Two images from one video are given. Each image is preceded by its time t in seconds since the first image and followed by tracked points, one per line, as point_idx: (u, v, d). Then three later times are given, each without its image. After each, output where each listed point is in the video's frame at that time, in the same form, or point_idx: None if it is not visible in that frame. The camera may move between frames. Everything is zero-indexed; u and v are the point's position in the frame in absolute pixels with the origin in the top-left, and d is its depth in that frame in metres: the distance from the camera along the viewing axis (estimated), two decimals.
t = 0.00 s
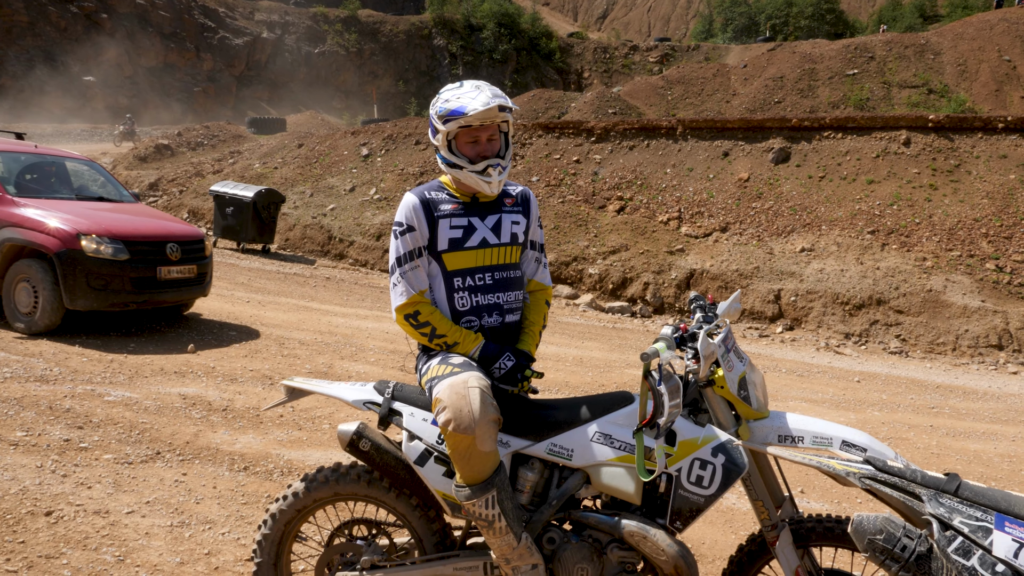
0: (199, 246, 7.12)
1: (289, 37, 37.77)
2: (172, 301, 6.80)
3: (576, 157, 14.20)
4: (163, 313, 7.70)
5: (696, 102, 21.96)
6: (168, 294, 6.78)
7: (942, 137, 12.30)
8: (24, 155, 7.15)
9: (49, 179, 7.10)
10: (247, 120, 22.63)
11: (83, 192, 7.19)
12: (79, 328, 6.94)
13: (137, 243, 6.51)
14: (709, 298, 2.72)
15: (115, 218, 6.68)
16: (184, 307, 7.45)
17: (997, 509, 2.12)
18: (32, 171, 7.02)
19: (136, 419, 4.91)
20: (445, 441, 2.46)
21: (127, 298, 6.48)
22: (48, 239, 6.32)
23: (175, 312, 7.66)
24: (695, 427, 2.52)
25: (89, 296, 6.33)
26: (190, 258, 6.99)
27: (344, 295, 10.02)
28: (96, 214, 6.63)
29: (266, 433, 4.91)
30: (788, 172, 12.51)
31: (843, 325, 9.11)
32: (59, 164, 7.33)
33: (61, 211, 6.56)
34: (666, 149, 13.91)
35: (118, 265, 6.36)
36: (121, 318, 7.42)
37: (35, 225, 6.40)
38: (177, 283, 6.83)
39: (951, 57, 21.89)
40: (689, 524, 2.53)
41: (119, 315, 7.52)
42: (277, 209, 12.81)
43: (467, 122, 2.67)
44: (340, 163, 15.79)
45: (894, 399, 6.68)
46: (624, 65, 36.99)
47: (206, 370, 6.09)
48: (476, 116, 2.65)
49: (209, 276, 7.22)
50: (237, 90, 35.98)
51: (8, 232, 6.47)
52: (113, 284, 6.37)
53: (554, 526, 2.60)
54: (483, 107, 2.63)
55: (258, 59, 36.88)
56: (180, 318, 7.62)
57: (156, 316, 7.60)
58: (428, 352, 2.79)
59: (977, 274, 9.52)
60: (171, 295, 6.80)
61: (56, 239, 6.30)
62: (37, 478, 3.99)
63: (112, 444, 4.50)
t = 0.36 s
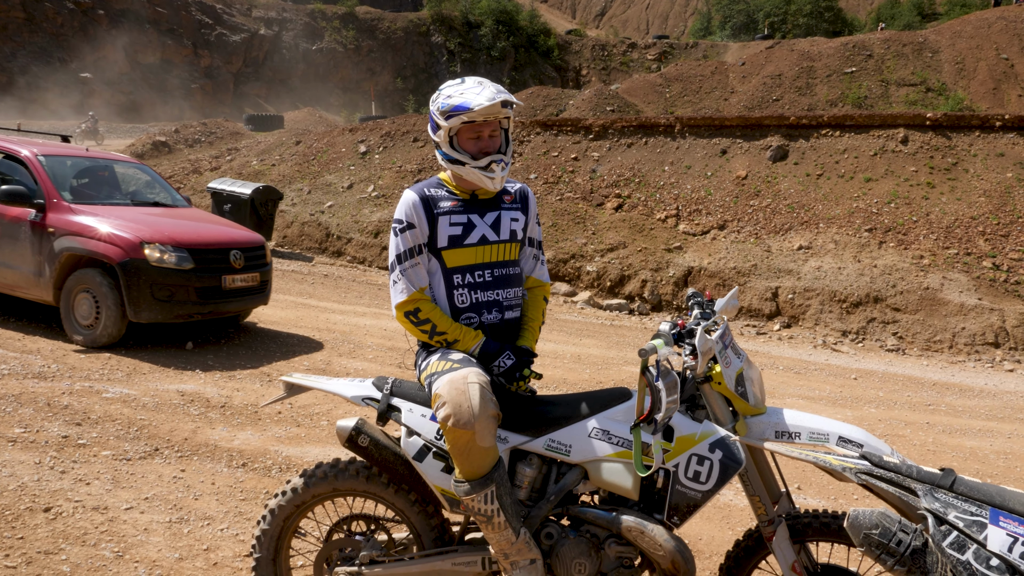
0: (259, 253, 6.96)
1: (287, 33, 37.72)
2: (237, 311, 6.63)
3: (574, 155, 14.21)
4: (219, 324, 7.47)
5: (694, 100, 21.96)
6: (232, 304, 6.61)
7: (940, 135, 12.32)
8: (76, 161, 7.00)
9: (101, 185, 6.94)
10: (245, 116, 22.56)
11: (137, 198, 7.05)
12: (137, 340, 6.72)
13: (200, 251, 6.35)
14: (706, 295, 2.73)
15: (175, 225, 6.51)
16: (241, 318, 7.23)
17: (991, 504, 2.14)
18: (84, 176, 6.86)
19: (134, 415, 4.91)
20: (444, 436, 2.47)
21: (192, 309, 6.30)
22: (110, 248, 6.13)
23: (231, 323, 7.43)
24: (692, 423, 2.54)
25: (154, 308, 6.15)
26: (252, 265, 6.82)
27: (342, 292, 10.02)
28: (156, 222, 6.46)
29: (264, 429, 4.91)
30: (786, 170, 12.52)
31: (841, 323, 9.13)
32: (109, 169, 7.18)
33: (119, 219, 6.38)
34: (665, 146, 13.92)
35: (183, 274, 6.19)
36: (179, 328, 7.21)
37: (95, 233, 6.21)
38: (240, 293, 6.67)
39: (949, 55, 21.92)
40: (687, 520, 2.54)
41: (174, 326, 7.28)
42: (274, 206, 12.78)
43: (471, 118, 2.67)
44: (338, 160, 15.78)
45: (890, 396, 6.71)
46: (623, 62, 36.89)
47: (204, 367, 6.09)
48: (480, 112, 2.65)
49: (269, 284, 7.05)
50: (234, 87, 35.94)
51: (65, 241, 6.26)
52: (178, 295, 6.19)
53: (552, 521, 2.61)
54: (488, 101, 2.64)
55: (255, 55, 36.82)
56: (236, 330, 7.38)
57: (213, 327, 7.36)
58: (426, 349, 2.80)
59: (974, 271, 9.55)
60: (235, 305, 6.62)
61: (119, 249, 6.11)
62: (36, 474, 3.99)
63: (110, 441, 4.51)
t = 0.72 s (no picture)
0: (330, 262, 6.60)
1: (282, 30, 37.61)
2: (309, 323, 6.29)
3: (570, 152, 14.22)
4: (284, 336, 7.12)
5: (690, 97, 21.97)
6: (304, 316, 6.28)
7: (934, 133, 12.37)
8: (136, 162, 6.67)
9: (164, 188, 6.62)
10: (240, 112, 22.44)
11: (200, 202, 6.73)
12: (202, 353, 6.42)
13: (274, 261, 6.03)
14: (700, 292, 2.73)
15: (245, 232, 6.20)
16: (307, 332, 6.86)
17: (980, 499, 2.17)
18: (145, 180, 6.52)
19: (128, 412, 4.90)
20: (438, 433, 2.48)
21: (265, 321, 5.98)
22: (181, 256, 5.84)
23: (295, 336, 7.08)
24: (685, 419, 2.54)
25: (227, 320, 5.84)
26: (324, 274, 6.48)
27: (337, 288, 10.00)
28: (225, 228, 6.14)
29: (259, 426, 4.91)
30: (781, 167, 12.55)
31: (835, 319, 9.16)
32: (168, 170, 6.85)
33: (189, 225, 6.08)
34: (660, 143, 13.93)
35: (257, 285, 5.89)
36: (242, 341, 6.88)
37: (164, 241, 5.92)
38: (313, 303, 6.34)
39: (944, 53, 21.98)
40: (679, 515, 2.56)
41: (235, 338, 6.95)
42: (269, 202, 12.74)
43: (487, 113, 2.67)
44: (334, 157, 15.76)
45: (884, 392, 6.74)
46: (619, 59, 36.83)
47: (198, 364, 6.09)
48: (500, 107, 2.67)
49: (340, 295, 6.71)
50: (229, 84, 35.84)
51: (132, 248, 5.96)
52: (251, 307, 5.89)
53: (546, 517, 2.61)
54: (509, 100, 2.67)
55: (250, 52, 36.71)
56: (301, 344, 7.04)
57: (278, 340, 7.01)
58: (420, 346, 2.81)
59: (967, 268, 9.59)
60: (307, 317, 6.29)
61: (189, 257, 5.82)
62: (30, 471, 3.99)
63: (105, 438, 4.50)
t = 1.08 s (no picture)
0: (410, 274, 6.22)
1: (276, 28, 37.53)
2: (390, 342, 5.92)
3: (564, 151, 14.23)
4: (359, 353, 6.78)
5: (684, 97, 22.00)
6: (386, 334, 5.90)
7: (926, 133, 12.43)
8: (205, 171, 6.34)
9: (233, 198, 6.28)
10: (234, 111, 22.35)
11: (271, 214, 6.39)
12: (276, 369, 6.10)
13: (358, 275, 5.67)
14: (692, 291, 2.74)
15: (325, 245, 5.86)
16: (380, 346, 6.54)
17: (970, 496, 2.19)
18: (215, 190, 6.19)
19: (122, 412, 4.89)
20: (430, 432, 2.49)
21: (348, 340, 5.63)
22: (263, 272, 5.50)
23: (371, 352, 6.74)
24: (677, 419, 2.55)
25: (312, 339, 5.50)
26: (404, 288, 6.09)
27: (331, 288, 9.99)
28: (304, 242, 5.79)
29: (252, 426, 4.90)
30: (775, 167, 12.59)
31: (828, 319, 9.19)
32: (236, 180, 6.52)
33: (267, 238, 5.75)
34: (654, 143, 13.96)
35: (342, 302, 5.54)
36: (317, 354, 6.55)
37: (244, 255, 5.57)
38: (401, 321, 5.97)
39: (936, 53, 22.08)
40: (673, 514, 2.57)
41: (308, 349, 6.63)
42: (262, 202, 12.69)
43: (480, 115, 2.67)
44: (328, 156, 15.74)
45: (877, 391, 6.78)
46: (613, 59, 36.84)
47: (192, 364, 6.09)
48: (493, 110, 2.67)
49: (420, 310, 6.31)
50: (223, 83, 35.74)
51: (209, 263, 5.63)
52: (336, 326, 5.55)
53: (540, 516, 2.62)
54: (502, 102, 2.67)
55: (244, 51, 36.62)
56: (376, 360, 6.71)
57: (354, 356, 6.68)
58: (411, 346, 2.82)
59: (960, 268, 9.64)
60: (388, 335, 5.91)
61: (270, 273, 5.48)
62: (21, 470, 3.97)
63: (97, 438, 4.49)
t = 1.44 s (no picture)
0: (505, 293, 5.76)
1: (272, 29, 37.53)
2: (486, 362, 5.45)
3: (561, 152, 14.25)
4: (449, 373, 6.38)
5: (680, 98, 22.03)
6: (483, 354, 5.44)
7: (922, 134, 12.47)
8: (285, 179, 6.12)
9: (314, 206, 6.01)
10: (230, 112, 22.28)
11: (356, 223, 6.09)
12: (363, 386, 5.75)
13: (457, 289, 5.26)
14: (688, 291, 2.74)
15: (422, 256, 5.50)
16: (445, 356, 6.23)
17: (964, 496, 2.20)
18: (298, 199, 5.93)
19: (118, 413, 4.88)
20: (425, 433, 2.49)
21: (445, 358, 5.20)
22: (358, 282, 5.18)
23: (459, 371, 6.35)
24: (672, 418, 2.56)
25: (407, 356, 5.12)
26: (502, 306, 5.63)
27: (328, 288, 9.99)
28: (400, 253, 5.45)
29: (249, 427, 4.90)
30: (771, 168, 12.62)
31: (824, 319, 9.21)
32: (315, 187, 6.27)
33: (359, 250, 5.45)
34: (651, 144, 13.98)
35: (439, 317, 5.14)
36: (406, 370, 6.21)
37: (338, 265, 5.28)
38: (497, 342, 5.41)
39: (932, 54, 22.16)
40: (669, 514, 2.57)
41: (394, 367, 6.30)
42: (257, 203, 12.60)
43: (477, 114, 2.68)
44: (324, 157, 15.74)
45: (872, 391, 6.80)
46: (609, 60, 36.83)
47: (189, 365, 6.10)
48: (490, 110, 2.68)
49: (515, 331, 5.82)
50: (219, 83, 35.72)
51: (296, 274, 5.37)
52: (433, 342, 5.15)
53: (535, 516, 2.63)
54: (499, 101, 2.68)
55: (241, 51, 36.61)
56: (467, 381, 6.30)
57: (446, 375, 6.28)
58: (406, 346, 2.83)
59: (955, 268, 9.68)
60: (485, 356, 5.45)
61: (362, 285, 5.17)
62: (17, 471, 3.97)
63: (93, 438, 4.48)
